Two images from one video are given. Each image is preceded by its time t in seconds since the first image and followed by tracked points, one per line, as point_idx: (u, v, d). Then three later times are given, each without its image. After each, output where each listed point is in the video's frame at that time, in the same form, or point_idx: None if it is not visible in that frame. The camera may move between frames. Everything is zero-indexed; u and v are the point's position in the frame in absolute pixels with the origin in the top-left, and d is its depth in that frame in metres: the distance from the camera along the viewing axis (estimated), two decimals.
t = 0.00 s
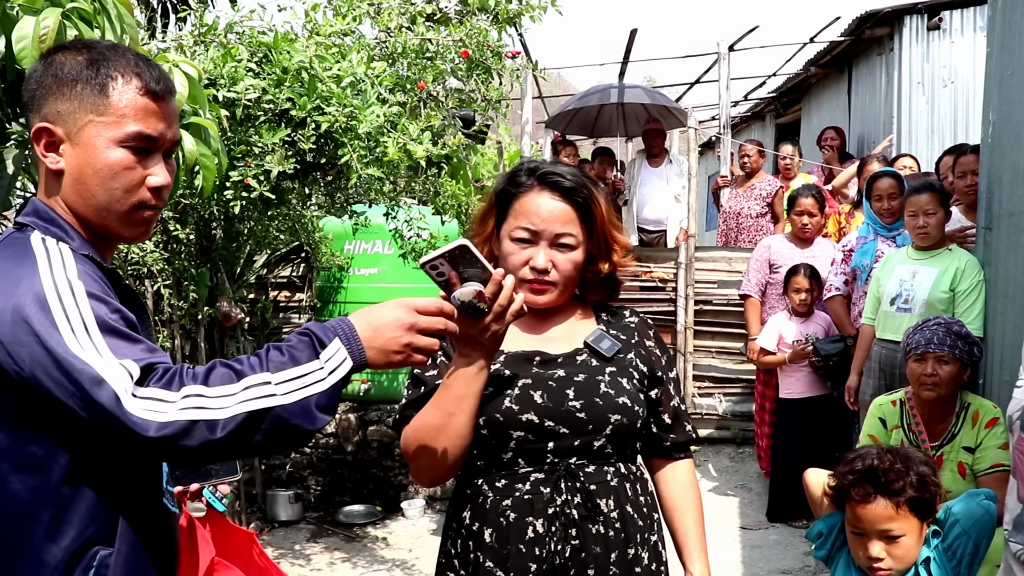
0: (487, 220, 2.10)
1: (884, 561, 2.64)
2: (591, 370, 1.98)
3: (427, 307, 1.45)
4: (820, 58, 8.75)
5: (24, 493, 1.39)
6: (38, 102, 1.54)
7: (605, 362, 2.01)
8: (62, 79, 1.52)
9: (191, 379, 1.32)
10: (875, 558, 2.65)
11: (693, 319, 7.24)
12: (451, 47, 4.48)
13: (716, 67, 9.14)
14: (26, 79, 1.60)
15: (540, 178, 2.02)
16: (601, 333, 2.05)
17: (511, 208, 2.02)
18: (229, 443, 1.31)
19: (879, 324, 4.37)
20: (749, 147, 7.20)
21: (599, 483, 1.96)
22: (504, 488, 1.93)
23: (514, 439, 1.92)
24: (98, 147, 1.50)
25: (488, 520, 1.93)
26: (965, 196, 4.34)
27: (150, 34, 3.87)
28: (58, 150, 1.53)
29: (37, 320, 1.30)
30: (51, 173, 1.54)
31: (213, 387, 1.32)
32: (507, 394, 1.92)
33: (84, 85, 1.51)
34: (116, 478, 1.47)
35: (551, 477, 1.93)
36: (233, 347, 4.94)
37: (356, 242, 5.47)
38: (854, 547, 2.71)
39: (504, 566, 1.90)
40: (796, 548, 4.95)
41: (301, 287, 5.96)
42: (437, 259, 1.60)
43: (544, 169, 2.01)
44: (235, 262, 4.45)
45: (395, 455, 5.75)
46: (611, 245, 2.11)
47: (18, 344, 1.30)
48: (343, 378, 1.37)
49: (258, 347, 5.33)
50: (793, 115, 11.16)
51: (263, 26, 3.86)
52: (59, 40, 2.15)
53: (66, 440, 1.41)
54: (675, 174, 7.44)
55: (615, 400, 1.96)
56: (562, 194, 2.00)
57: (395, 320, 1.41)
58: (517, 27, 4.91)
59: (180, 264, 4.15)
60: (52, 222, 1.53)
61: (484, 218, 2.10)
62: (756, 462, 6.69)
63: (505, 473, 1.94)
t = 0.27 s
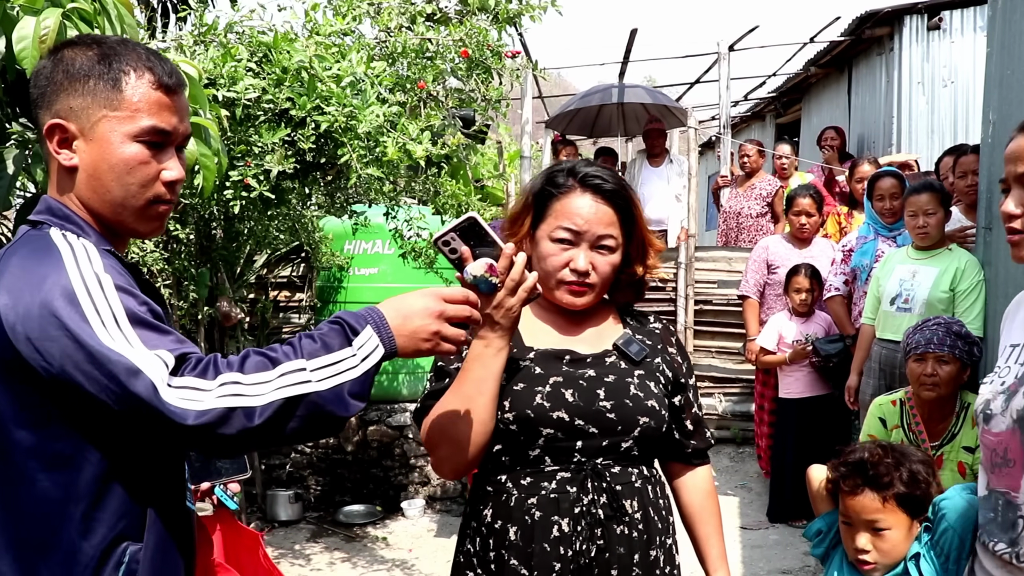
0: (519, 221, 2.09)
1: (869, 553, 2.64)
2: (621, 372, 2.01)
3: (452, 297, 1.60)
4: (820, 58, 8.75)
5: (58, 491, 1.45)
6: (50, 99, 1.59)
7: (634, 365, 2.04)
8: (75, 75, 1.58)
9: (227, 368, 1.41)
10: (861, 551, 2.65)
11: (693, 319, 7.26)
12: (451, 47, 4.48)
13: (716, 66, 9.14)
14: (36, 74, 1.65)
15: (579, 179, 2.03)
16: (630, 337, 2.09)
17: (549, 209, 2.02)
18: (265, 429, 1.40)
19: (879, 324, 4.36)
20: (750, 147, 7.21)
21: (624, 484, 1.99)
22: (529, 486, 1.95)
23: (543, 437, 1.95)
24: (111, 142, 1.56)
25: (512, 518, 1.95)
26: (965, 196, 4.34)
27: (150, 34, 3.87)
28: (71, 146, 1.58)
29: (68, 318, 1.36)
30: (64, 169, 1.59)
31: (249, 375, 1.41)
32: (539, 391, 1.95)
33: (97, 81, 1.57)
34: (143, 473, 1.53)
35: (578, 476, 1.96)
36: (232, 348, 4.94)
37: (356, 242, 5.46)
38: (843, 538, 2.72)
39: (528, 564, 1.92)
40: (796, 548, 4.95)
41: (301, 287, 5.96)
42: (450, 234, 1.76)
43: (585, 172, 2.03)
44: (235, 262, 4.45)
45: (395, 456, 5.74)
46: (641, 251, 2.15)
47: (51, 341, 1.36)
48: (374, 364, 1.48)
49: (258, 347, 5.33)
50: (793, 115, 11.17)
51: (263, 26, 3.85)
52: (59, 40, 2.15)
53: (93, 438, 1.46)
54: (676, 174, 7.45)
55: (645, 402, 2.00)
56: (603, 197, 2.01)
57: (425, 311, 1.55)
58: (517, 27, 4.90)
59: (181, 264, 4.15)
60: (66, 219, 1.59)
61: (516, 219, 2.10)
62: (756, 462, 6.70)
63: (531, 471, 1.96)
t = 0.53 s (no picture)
0: (544, 232, 2.06)
1: (851, 531, 2.68)
2: (637, 374, 2.03)
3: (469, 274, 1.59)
4: (820, 58, 8.75)
5: (74, 482, 1.47)
6: (59, 99, 1.62)
7: (648, 368, 2.05)
8: (85, 76, 1.61)
9: (254, 349, 1.44)
10: (844, 528, 2.70)
11: (693, 319, 7.28)
12: (451, 47, 4.47)
13: (716, 67, 9.13)
14: (43, 75, 1.68)
15: (613, 196, 2.02)
16: (645, 340, 2.11)
17: (584, 225, 2.01)
18: (294, 406, 1.42)
19: (879, 323, 4.36)
20: (749, 147, 7.21)
21: (636, 484, 2.00)
22: (542, 485, 1.95)
23: (559, 435, 1.95)
24: (123, 142, 1.59)
25: (523, 516, 1.95)
26: (965, 196, 4.33)
27: (150, 34, 3.88)
28: (82, 147, 1.61)
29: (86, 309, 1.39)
30: (74, 169, 1.63)
31: (278, 352, 1.43)
32: (557, 389, 1.96)
33: (108, 81, 1.61)
34: (154, 465, 1.55)
35: (592, 476, 1.96)
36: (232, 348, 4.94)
37: (356, 242, 5.45)
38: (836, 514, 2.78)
39: (540, 562, 1.92)
40: (797, 548, 4.95)
41: (301, 287, 5.96)
42: (473, 219, 1.77)
43: (620, 190, 2.02)
44: (235, 262, 4.45)
45: (395, 456, 5.74)
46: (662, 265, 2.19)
47: (70, 334, 1.39)
48: (398, 340, 1.49)
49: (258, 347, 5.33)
50: (793, 115, 11.17)
51: (263, 26, 3.85)
52: (59, 40, 2.14)
53: (105, 431, 1.48)
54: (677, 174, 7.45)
55: (661, 405, 2.01)
56: (637, 216, 2.02)
57: (443, 288, 1.54)
58: (517, 27, 4.89)
59: (180, 264, 4.17)
60: (75, 218, 1.62)
61: (540, 229, 2.06)
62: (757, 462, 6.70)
63: (544, 469, 1.97)
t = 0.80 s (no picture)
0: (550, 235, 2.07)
1: (853, 523, 2.77)
2: (640, 373, 2.03)
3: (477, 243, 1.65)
4: (820, 57, 8.75)
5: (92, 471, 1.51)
6: (63, 98, 1.62)
7: (652, 367, 2.05)
8: (90, 75, 1.62)
9: (275, 322, 1.48)
10: (848, 518, 2.79)
11: (693, 318, 7.32)
12: (451, 47, 4.47)
13: (716, 66, 9.13)
14: (45, 75, 1.68)
15: (616, 197, 2.03)
16: (648, 340, 2.10)
17: (589, 227, 2.02)
18: (317, 374, 1.46)
19: (879, 323, 4.36)
20: (749, 147, 7.21)
21: (640, 483, 2.01)
22: (545, 484, 1.96)
23: (563, 434, 1.96)
24: (129, 141, 1.60)
25: (527, 515, 1.95)
26: (964, 196, 4.33)
27: (150, 34, 3.88)
28: (86, 146, 1.62)
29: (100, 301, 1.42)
30: (79, 169, 1.63)
31: (298, 323, 1.47)
32: (561, 388, 1.96)
33: (113, 80, 1.61)
34: (164, 455, 1.58)
35: (596, 475, 1.97)
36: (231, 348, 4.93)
37: (356, 242, 5.46)
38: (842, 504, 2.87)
39: (543, 561, 1.92)
40: (797, 548, 4.95)
41: (301, 287, 5.96)
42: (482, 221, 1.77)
43: (624, 190, 2.03)
44: (235, 262, 4.45)
45: (395, 455, 5.73)
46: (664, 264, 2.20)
47: (86, 324, 1.41)
48: (414, 306, 1.54)
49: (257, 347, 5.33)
50: (793, 115, 11.17)
51: (263, 26, 3.85)
52: (59, 39, 2.14)
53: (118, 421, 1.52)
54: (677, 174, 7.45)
55: (664, 404, 2.02)
56: (641, 215, 2.03)
57: (454, 256, 1.60)
58: (517, 26, 4.89)
59: (180, 264, 4.18)
60: (79, 218, 1.62)
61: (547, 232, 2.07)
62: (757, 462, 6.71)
63: (547, 468, 1.97)
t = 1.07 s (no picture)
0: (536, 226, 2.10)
1: (859, 526, 2.79)
2: (637, 372, 2.03)
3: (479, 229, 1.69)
4: (820, 57, 8.76)
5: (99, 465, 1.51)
6: (61, 98, 1.63)
7: (648, 366, 2.05)
8: (88, 75, 1.62)
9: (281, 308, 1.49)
10: (855, 521, 2.81)
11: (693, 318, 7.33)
12: (451, 47, 4.47)
13: (716, 67, 9.12)
14: (43, 75, 1.68)
15: (593, 183, 2.04)
16: (646, 339, 2.10)
17: (568, 214, 2.03)
18: (324, 357, 1.48)
19: (879, 323, 4.36)
20: (749, 147, 7.21)
21: (638, 483, 2.01)
22: (543, 485, 1.96)
23: (559, 435, 1.96)
24: (129, 141, 1.60)
25: (526, 516, 1.96)
26: (964, 196, 4.34)
27: (150, 34, 3.88)
28: (86, 146, 1.62)
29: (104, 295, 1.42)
30: (78, 169, 1.63)
31: (303, 308, 1.49)
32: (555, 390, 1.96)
33: (112, 80, 1.61)
34: (163, 450, 1.59)
35: (594, 475, 1.97)
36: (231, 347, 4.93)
37: (356, 242, 5.47)
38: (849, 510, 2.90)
39: (542, 562, 1.93)
40: (796, 548, 4.95)
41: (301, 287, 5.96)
42: (521, 246, 1.75)
43: (602, 176, 2.04)
44: (235, 262, 4.45)
45: (395, 456, 5.73)
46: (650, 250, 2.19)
47: (92, 317, 1.42)
48: (416, 287, 1.57)
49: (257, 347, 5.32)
50: (794, 115, 11.17)
51: (263, 26, 3.85)
52: (59, 39, 2.14)
53: (119, 416, 1.52)
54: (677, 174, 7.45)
55: (660, 403, 2.02)
56: (623, 199, 2.04)
57: (453, 240, 1.65)
58: (517, 26, 4.88)
59: (180, 264, 4.18)
60: (78, 218, 1.62)
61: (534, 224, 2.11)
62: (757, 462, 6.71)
63: (545, 469, 1.97)
